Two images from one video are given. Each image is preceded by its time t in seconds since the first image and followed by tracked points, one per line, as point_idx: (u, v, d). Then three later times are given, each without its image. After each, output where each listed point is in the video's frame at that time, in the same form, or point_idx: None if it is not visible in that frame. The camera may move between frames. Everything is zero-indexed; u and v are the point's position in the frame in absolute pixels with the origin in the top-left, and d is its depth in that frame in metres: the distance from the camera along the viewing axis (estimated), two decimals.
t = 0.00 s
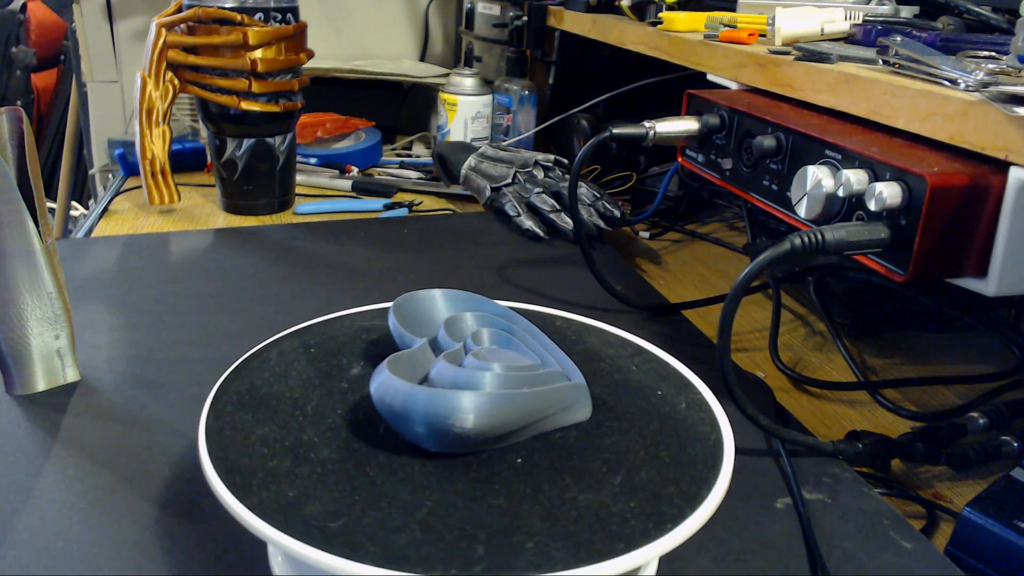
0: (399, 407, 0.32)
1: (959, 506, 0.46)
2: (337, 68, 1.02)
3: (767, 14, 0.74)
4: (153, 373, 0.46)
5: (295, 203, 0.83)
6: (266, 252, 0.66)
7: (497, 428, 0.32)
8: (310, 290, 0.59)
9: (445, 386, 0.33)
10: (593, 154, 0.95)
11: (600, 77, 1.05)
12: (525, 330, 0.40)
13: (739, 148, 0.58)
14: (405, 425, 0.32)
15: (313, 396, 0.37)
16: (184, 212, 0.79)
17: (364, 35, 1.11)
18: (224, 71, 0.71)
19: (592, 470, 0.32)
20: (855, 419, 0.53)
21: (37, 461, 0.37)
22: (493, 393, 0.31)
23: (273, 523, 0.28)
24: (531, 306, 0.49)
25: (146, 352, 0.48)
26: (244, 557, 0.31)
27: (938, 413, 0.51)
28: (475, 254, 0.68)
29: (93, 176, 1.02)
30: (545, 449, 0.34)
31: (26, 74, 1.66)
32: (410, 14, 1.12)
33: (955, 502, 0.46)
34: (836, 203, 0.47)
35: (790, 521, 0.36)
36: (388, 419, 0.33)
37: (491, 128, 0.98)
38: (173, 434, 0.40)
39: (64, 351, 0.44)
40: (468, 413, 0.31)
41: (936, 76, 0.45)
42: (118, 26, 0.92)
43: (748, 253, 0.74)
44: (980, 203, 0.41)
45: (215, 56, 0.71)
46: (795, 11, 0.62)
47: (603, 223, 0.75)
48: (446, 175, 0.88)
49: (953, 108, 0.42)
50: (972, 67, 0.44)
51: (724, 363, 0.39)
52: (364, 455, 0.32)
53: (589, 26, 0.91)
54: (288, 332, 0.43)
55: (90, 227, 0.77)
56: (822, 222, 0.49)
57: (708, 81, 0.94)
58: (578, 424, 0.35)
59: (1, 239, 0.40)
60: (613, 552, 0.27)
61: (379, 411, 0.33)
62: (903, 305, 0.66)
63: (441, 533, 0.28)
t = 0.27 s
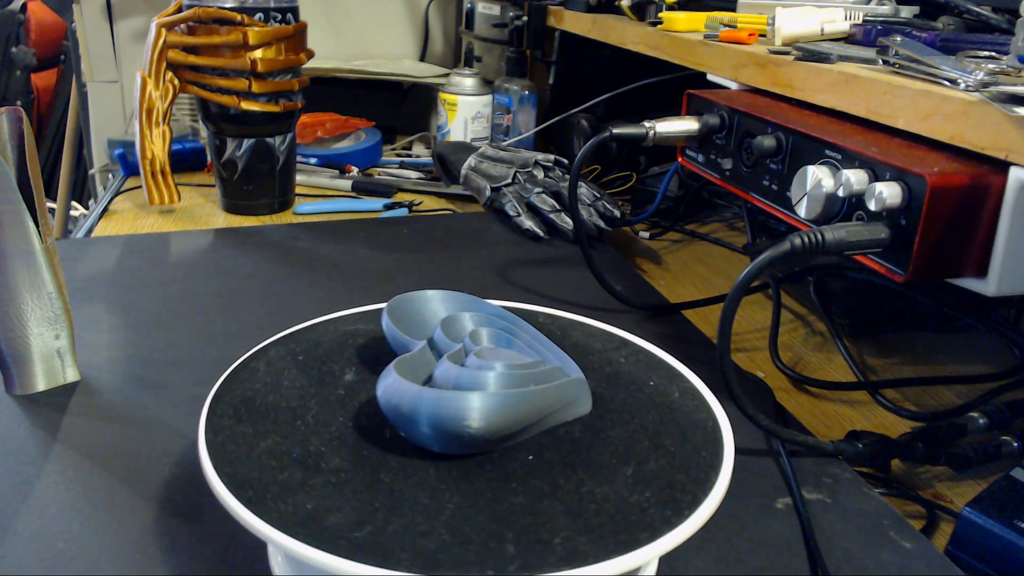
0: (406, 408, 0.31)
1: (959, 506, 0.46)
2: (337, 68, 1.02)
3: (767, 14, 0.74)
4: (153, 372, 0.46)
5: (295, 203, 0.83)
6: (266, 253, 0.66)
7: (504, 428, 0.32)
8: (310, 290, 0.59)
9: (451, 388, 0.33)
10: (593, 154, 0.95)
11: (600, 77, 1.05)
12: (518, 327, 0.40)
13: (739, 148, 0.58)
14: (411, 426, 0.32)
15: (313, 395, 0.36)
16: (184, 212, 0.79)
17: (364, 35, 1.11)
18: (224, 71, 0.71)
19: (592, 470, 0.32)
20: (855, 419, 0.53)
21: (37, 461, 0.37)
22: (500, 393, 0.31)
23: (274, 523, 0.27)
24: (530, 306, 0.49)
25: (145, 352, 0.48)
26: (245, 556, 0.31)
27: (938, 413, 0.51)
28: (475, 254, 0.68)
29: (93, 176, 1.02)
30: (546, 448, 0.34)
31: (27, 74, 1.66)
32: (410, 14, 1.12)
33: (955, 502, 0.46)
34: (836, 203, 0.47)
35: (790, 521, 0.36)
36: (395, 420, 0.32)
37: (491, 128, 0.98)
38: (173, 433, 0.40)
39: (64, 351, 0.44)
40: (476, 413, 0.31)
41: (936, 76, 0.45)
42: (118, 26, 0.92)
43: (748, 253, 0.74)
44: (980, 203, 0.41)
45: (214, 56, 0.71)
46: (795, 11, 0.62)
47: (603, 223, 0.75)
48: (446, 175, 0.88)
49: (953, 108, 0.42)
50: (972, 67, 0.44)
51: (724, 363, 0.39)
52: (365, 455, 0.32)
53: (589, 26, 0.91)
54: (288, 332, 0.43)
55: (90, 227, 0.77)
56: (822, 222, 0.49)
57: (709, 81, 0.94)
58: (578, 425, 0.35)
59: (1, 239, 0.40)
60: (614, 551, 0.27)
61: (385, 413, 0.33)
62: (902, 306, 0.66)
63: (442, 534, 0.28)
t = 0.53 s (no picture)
0: (414, 410, 0.31)
1: (959, 506, 0.46)
2: (337, 68, 1.02)
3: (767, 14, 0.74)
4: (153, 372, 0.46)
5: (295, 203, 0.83)
6: (266, 253, 0.66)
7: (512, 428, 0.32)
8: (310, 290, 0.59)
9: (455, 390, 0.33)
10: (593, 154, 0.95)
11: (600, 77, 1.05)
12: (513, 325, 0.39)
13: (739, 148, 0.58)
14: (418, 427, 0.32)
15: (313, 395, 0.36)
16: (184, 212, 0.79)
17: (364, 35, 1.11)
18: (224, 71, 0.71)
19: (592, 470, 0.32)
20: (855, 419, 0.53)
21: (37, 461, 0.37)
22: (508, 393, 0.31)
23: (274, 523, 0.27)
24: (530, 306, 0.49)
25: (145, 352, 0.48)
26: (245, 557, 0.31)
27: (938, 413, 0.51)
28: (476, 254, 0.68)
29: (93, 176, 1.02)
30: (546, 448, 0.34)
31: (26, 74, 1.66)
32: (410, 14, 1.12)
33: (955, 501, 0.46)
34: (836, 203, 0.47)
35: (790, 521, 0.36)
36: (401, 422, 0.32)
37: (491, 128, 0.98)
38: (173, 434, 0.40)
39: (64, 351, 0.44)
40: (484, 414, 0.31)
41: (936, 76, 0.45)
42: (118, 26, 0.92)
43: (748, 253, 0.74)
44: (980, 203, 0.41)
45: (214, 56, 0.71)
46: (795, 11, 0.62)
47: (603, 223, 0.75)
48: (446, 175, 0.88)
49: (953, 108, 0.42)
50: (972, 67, 0.44)
51: (725, 363, 0.39)
52: (365, 454, 0.32)
53: (589, 26, 0.91)
54: (288, 332, 0.43)
55: (90, 227, 0.77)
56: (822, 222, 0.49)
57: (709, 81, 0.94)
58: (578, 425, 0.35)
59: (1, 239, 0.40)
60: (614, 551, 0.27)
61: (391, 414, 0.33)
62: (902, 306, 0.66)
63: (442, 534, 0.28)
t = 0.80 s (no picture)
0: (424, 412, 0.31)
1: (959, 506, 0.46)
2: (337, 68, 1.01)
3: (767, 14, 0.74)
4: (153, 372, 0.46)
5: (295, 203, 0.83)
6: (266, 253, 0.66)
7: (521, 427, 0.32)
8: (310, 290, 0.59)
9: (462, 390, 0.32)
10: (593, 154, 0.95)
11: (600, 77, 1.05)
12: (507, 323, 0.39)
13: (739, 148, 0.58)
14: (429, 430, 0.32)
15: (313, 396, 0.36)
16: (184, 212, 0.79)
17: (364, 35, 1.11)
18: (224, 71, 0.71)
19: (592, 471, 0.32)
20: (855, 419, 0.53)
21: (37, 461, 0.37)
22: (517, 394, 0.31)
23: (274, 524, 0.27)
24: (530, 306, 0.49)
25: (145, 352, 0.48)
26: (245, 557, 0.31)
27: (938, 413, 0.51)
28: (476, 254, 0.68)
29: (93, 176, 1.02)
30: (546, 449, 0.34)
31: (26, 74, 1.66)
32: (410, 14, 1.12)
33: (955, 501, 0.46)
34: (836, 203, 0.47)
35: (790, 521, 0.36)
36: (411, 424, 0.32)
37: (491, 128, 0.98)
38: (174, 434, 0.40)
39: (64, 351, 0.44)
40: (495, 415, 0.31)
41: (936, 76, 0.45)
42: (118, 26, 0.92)
43: (748, 253, 0.74)
44: (980, 203, 0.41)
45: (214, 56, 0.71)
46: (795, 11, 0.62)
47: (603, 223, 0.75)
48: (446, 175, 0.88)
49: (953, 108, 0.42)
50: (972, 67, 0.44)
51: (724, 363, 0.39)
52: (365, 454, 0.32)
53: (589, 26, 0.91)
54: (288, 332, 0.43)
55: (90, 227, 0.77)
56: (822, 222, 0.49)
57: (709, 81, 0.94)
58: (578, 425, 0.35)
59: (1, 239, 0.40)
60: (614, 551, 0.27)
61: (401, 417, 0.33)
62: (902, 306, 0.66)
63: (442, 534, 0.28)
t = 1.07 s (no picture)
0: (432, 414, 0.31)
1: (959, 506, 0.46)
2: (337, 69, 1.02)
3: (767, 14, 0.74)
4: (153, 372, 0.46)
5: (295, 203, 0.83)
6: (266, 253, 0.66)
7: (528, 426, 0.32)
8: (310, 290, 0.59)
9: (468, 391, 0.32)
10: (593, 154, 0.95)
11: (600, 77, 1.05)
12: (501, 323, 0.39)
13: (739, 148, 0.58)
14: (435, 431, 0.32)
15: (312, 397, 0.36)
16: (184, 212, 0.79)
17: (364, 35, 1.11)
18: (224, 71, 0.71)
19: (592, 472, 0.32)
20: (855, 419, 0.53)
21: (37, 461, 0.37)
22: (524, 393, 0.31)
23: (274, 524, 0.27)
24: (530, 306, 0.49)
25: (145, 352, 0.48)
26: (245, 557, 0.31)
27: (938, 413, 0.51)
28: (476, 254, 0.68)
29: (93, 176, 1.02)
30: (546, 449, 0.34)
31: (26, 74, 1.66)
32: (410, 14, 1.12)
33: (955, 501, 0.46)
34: (836, 203, 0.47)
35: (790, 521, 0.36)
36: (418, 426, 0.32)
37: (491, 128, 0.98)
38: (173, 434, 0.40)
39: (64, 351, 0.44)
40: (503, 415, 0.31)
41: (936, 77, 0.45)
42: (118, 26, 0.92)
43: (748, 253, 0.74)
44: (980, 203, 0.41)
45: (214, 56, 0.71)
46: (795, 11, 0.62)
47: (603, 223, 0.75)
48: (446, 175, 0.88)
49: (953, 108, 0.42)
50: (972, 67, 0.44)
51: (724, 364, 0.39)
52: (364, 456, 0.32)
53: (589, 26, 0.91)
54: (288, 333, 0.43)
55: (90, 227, 0.77)
56: (822, 222, 0.49)
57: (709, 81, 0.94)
58: (578, 426, 0.35)
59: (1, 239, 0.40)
60: (614, 552, 0.27)
61: (407, 418, 0.32)
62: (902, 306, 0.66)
63: (441, 535, 0.28)
